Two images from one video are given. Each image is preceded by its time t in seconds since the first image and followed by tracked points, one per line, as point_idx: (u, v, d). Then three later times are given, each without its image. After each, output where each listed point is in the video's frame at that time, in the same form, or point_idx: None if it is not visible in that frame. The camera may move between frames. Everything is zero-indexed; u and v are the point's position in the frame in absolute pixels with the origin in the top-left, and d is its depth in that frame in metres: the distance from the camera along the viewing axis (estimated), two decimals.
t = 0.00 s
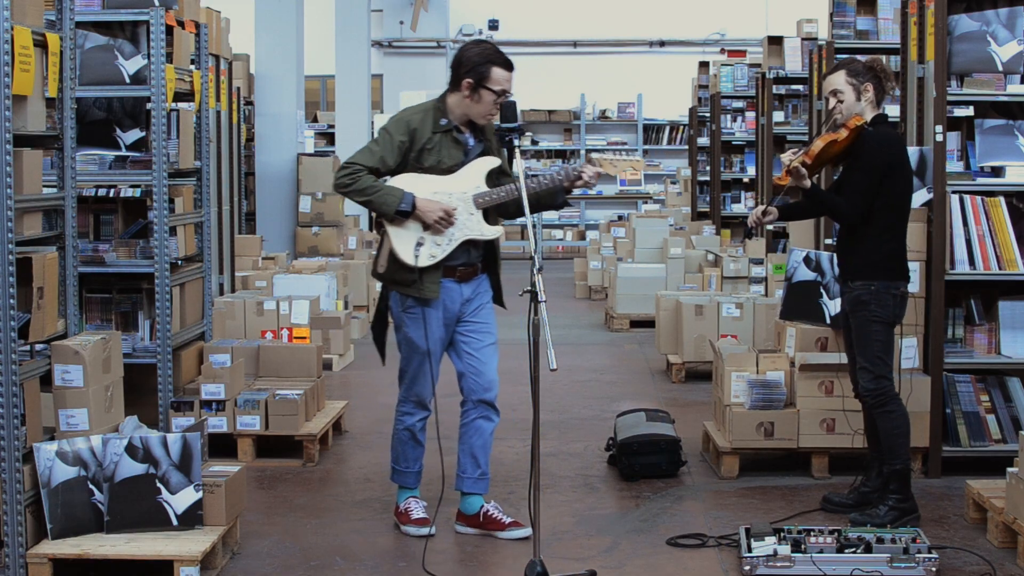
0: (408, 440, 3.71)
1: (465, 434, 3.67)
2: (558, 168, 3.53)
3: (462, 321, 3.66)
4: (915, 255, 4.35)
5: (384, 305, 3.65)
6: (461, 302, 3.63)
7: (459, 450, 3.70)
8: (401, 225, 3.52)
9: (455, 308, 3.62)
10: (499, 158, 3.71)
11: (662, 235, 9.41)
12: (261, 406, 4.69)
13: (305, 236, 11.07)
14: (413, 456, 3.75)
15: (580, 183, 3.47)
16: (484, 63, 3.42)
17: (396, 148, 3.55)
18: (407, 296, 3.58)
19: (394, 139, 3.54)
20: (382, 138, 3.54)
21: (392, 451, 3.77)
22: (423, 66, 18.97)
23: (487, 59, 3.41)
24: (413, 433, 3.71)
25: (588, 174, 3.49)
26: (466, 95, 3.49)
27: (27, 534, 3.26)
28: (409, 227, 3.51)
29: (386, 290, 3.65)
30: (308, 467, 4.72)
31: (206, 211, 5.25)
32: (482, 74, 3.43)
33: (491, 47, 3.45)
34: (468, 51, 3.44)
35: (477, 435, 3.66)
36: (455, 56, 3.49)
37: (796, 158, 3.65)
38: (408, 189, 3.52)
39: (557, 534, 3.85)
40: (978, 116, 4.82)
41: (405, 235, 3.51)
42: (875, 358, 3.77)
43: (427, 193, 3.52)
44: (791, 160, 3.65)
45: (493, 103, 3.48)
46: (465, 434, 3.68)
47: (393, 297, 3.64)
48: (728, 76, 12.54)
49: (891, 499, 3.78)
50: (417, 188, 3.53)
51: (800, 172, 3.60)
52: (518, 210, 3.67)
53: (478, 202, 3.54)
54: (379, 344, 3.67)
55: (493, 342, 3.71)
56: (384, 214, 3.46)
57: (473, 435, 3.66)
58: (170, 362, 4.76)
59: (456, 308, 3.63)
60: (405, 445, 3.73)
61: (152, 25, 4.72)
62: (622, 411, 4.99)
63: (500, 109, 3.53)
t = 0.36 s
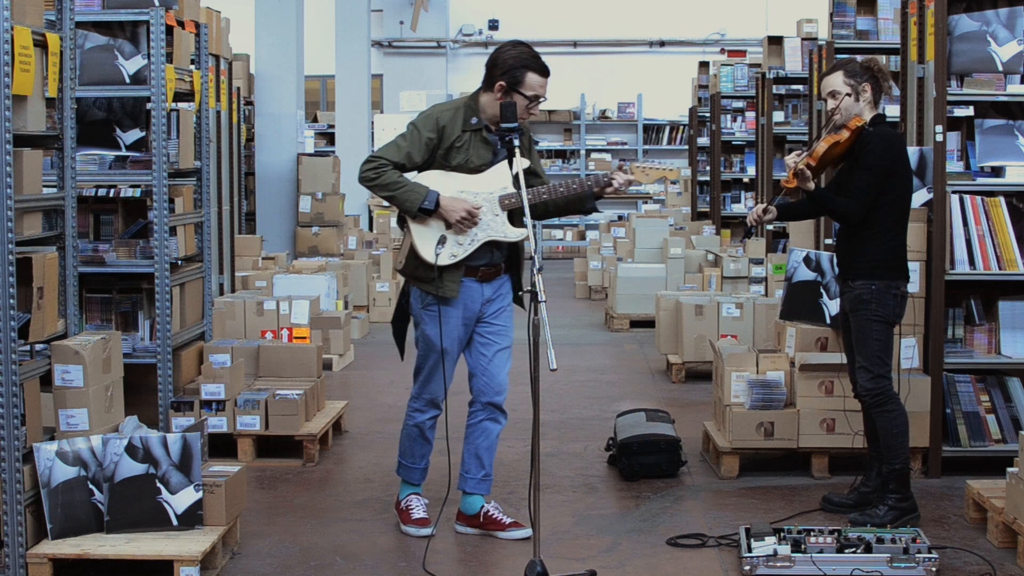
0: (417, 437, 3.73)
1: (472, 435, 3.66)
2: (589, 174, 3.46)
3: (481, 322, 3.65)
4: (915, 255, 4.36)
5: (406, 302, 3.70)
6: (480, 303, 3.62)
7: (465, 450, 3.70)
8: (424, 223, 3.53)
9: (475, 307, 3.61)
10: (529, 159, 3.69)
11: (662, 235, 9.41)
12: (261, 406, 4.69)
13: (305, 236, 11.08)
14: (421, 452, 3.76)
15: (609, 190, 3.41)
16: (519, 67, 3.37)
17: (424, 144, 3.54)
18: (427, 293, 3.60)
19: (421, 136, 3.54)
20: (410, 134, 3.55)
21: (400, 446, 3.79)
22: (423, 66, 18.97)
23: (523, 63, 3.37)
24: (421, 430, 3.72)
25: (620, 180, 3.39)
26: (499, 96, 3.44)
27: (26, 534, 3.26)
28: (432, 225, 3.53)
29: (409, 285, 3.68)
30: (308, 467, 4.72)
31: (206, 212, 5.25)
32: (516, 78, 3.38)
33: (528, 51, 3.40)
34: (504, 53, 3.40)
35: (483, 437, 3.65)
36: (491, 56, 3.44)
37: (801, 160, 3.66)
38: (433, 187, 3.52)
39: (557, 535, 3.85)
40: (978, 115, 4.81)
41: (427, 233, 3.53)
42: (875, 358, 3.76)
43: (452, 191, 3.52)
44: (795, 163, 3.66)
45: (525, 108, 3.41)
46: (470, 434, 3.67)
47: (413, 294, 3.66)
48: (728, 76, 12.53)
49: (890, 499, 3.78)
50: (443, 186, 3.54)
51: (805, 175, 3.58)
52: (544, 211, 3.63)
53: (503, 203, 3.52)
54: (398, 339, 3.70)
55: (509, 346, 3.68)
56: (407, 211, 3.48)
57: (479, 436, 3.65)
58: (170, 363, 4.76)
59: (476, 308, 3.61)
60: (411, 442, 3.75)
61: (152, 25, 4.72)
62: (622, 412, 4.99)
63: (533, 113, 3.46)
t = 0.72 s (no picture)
0: (425, 436, 3.73)
1: (477, 437, 3.65)
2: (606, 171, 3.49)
3: (496, 323, 3.64)
4: (915, 255, 4.36)
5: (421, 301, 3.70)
6: (496, 304, 3.60)
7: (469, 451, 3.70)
8: (437, 220, 3.55)
9: (490, 308, 3.60)
10: (544, 157, 3.70)
11: (662, 235, 9.41)
12: (261, 406, 4.69)
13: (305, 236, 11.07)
14: (428, 451, 3.76)
15: (627, 186, 3.42)
16: (531, 59, 3.38)
17: (436, 140, 3.55)
18: (443, 292, 3.59)
19: (433, 133, 3.55)
20: (422, 131, 3.57)
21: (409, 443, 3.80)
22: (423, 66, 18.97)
23: (535, 55, 3.38)
24: (430, 430, 3.72)
25: (637, 176, 3.42)
26: (511, 90, 3.44)
27: (27, 534, 3.26)
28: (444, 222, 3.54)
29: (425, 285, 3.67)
30: (308, 467, 4.72)
31: (206, 212, 5.25)
32: (527, 70, 3.38)
33: (539, 43, 3.40)
34: (515, 47, 3.41)
35: (489, 438, 3.64)
36: (503, 50, 3.45)
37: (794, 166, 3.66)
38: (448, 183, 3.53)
39: (557, 535, 3.85)
40: (978, 115, 4.81)
41: (441, 230, 3.54)
42: (873, 357, 3.77)
43: (467, 188, 3.54)
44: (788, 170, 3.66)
45: (538, 100, 3.42)
46: (477, 436, 3.66)
47: (429, 292, 3.65)
48: (728, 76, 12.53)
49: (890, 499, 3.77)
50: (457, 183, 3.54)
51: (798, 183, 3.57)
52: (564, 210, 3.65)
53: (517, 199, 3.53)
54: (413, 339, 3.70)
55: (523, 348, 3.67)
56: (420, 207, 3.49)
57: (486, 437, 3.64)
58: (170, 363, 4.76)
59: (491, 308, 3.60)
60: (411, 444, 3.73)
61: (152, 25, 4.72)
62: (622, 411, 4.99)
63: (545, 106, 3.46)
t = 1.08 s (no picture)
0: (430, 436, 3.72)
1: (480, 435, 3.66)
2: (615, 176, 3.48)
3: (501, 324, 3.64)
4: (915, 255, 4.36)
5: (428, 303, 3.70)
6: (502, 305, 3.60)
7: (471, 450, 3.70)
8: (447, 222, 3.53)
9: (497, 309, 3.60)
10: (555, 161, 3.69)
11: (662, 235, 9.41)
12: (261, 406, 4.69)
13: (305, 236, 11.08)
14: (434, 451, 3.76)
15: (637, 194, 3.44)
16: (548, 66, 3.36)
17: (450, 141, 3.52)
18: (449, 292, 3.59)
19: (447, 134, 3.52)
20: (435, 131, 3.53)
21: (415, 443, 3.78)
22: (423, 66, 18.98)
23: (552, 62, 3.36)
24: (436, 430, 3.71)
25: (646, 183, 3.44)
26: (527, 96, 3.43)
27: (27, 534, 3.26)
28: (454, 224, 3.52)
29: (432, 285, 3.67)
30: (308, 467, 4.71)
31: (206, 212, 5.25)
32: (544, 76, 3.37)
33: (557, 49, 3.39)
34: (533, 51, 3.39)
35: (492, 438, 3.65)
36: (519, 54, 3.43)
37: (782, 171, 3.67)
38: (458, 186, 3.51)
39: (557, 535, 3.85)
40: (978, 115, 4.80)
41: (450, 232, 3.52)
42: (870, 357, 3.77)
43: (476, 191, 3.53)
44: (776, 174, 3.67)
45: (553, 106, 3.42)
46: (479, 435, 3.67)
47: (436, 292, 3.65)
48: (728, 75, 12.53)
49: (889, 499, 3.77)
50: (466, 185, 3.53)
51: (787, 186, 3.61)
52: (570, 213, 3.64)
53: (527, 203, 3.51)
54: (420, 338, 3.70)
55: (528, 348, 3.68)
56: (431, 209, 3.47)
57: (488, 436, 3.65)
58: (170, 363, 4.76)
59: (498, 309, 3.60)
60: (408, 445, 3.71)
61: (152, 25, 4.72)
62: (622, 411, 4.99)
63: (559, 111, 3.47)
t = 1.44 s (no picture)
0: (430, 436, 3.71)
1: (480, 435, 3.66)
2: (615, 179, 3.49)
3: (500, 322, 3.63)
4: (914, 255, 4.36)
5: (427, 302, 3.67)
6: (501, 303, 3.60)
7: (472, 451, 3.70)
8: (452, 220, 3.53)
9: (495, 308, 3.59)
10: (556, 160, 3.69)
11: (662, 235, 9.41)
12: (261, 406, 4.69)
13: (305, 236, 11.08)
14: (432, 450, 3.75)
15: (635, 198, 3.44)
16: (557, 65, 3.36)
17: (457, 140, 3.51)
18: (450, 291, 3.58)
19: (454, 132, 3.51)
20: (442, 129, 3.51)
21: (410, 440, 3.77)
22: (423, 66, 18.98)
23: (561, 62, 3.36)
24: (435, 430, 3.70)
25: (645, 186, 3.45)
26: (535, 95, 3.43)
27: (27, 534, 3.26)
28: (459, 223, 3.52)
29: (432, 284, 3.66)
30: (308, 467, 4.71)
31: (206, 211, 5.25)
32: (553, 76, 3.37)
33: (565, 48, 3.39)
34: (541, 51, 3.38)
35: (492, 438, 3.65)
36: (527, 53, 3.42)
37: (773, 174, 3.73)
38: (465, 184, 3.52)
39: (557, 534, 3.85)
40: (978, 115, 4.80)
41: (454, 230, 3.52)
42: (868, 356, 3.77)
43: (481, 190, 3.53)
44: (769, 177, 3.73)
45: (561, 106, 3.43)
46: (479, 435, 3.67)
47: (436, 291, 3.64)
48: (728, 76, 12.53)
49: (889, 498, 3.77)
50: (472, 184, 3.54)
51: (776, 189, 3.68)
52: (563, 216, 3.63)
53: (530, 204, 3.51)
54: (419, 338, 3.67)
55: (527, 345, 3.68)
56: (438, 207, 3.47)
57: (488, 436, 3.65)
58: (170, 362, 4.76)
59: (497, 308, 3.59)
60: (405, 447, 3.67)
61: (152, 25, 4.72)
62: (622, 411, 4.99)
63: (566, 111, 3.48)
